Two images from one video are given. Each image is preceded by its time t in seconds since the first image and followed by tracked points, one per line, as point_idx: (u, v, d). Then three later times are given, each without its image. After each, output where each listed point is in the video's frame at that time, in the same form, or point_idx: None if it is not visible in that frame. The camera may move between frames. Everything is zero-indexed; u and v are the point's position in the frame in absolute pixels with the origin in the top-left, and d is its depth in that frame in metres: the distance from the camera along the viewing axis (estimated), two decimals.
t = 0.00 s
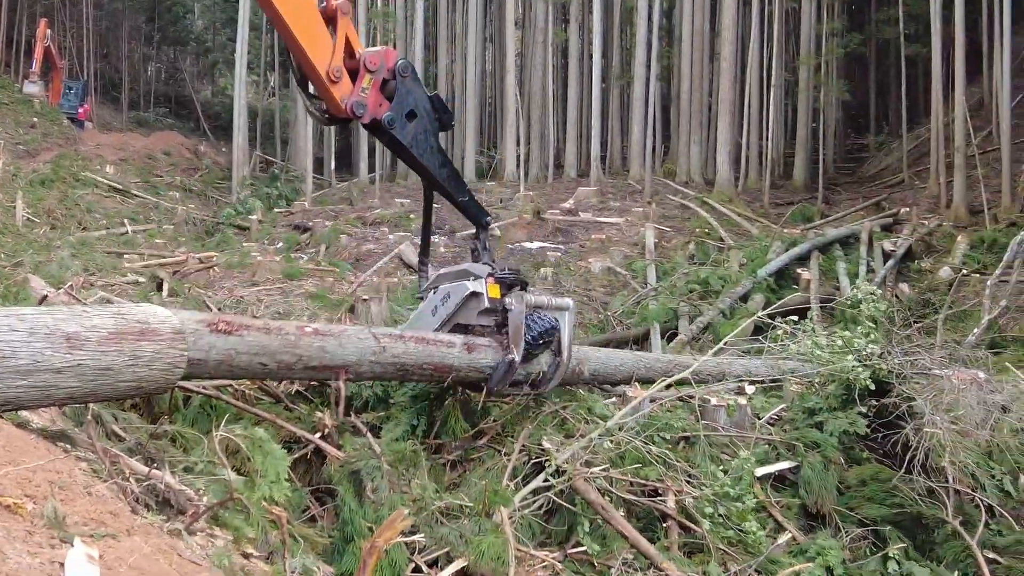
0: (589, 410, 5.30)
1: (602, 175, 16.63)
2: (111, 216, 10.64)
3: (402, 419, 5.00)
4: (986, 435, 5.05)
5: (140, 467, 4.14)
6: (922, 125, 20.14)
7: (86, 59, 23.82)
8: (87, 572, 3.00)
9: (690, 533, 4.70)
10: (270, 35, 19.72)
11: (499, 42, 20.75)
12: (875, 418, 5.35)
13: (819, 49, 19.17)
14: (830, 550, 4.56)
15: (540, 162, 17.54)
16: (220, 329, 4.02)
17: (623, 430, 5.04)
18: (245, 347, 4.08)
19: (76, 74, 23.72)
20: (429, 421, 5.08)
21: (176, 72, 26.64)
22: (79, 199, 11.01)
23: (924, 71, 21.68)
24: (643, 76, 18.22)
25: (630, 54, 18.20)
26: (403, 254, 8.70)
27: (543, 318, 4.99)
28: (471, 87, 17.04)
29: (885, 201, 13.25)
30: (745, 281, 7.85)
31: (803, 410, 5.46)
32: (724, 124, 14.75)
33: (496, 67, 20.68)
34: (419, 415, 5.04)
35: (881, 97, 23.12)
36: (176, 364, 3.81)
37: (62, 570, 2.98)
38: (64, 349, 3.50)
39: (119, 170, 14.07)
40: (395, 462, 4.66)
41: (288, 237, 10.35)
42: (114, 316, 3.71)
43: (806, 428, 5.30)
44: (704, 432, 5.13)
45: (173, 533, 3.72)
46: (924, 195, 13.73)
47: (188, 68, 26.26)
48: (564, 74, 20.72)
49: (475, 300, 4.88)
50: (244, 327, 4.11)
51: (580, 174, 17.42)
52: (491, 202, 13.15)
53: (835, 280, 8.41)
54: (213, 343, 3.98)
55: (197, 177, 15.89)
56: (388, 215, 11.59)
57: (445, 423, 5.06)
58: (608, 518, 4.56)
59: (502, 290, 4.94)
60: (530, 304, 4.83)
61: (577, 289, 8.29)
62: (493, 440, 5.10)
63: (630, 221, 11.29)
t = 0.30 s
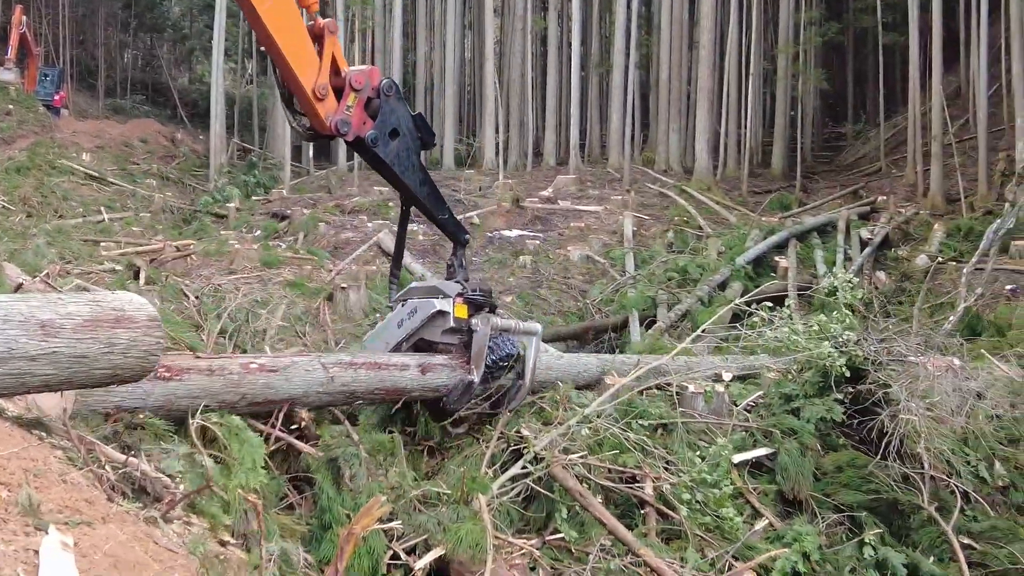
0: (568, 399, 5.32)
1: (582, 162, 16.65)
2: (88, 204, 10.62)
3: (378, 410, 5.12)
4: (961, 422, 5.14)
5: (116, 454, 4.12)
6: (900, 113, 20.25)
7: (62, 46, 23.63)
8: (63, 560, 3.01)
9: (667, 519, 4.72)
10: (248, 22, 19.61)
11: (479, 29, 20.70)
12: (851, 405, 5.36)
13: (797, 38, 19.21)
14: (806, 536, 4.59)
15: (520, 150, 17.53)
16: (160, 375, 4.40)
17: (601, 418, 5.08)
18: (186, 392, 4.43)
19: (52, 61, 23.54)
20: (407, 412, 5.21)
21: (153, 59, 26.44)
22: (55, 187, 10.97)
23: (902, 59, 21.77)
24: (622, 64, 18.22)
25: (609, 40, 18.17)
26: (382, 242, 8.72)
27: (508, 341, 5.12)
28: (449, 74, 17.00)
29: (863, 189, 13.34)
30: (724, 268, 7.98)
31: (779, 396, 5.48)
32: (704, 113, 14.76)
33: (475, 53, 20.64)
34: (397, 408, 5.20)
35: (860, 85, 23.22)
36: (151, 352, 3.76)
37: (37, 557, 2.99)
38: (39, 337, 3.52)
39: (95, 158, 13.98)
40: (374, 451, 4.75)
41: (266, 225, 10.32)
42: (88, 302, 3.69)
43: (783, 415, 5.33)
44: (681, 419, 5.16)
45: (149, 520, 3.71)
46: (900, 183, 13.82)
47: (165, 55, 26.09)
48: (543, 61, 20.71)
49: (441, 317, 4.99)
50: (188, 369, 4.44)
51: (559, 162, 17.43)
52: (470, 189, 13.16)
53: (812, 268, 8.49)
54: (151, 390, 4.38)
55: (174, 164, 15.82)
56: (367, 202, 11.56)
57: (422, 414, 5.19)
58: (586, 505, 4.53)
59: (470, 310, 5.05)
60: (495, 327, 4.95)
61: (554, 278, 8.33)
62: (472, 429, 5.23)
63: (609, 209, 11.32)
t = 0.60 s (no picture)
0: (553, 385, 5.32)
1: (566, 149, 16.66)
2: (70, 190, 10.56)
3: (364, 398, 5.17)
4: (943, 408, 5.18)
5: (99, 441, 4.05)
6: (883, 99, 20.30)
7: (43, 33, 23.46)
8: (47, 549, 2.94)
9: (651, 505, 4.73)
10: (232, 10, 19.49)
11: (463, 16, 20.65)
12: (833, 391, 5.40)
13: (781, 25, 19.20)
14: (789, 522, 4.60)
15: (504, 136, 17.51)
16: (147, 361, 4.33)
17: (585, 405, 5.10)
18: (173, 378, 4.37)
19: (33, 47, 23.36)
20: (391, 403, 5.25)
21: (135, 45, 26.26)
22: (36, 172, 10.90)
23: (886, 47, 21.83)
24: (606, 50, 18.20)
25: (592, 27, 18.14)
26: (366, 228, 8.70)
27: (494, 326, 5.19)
28: (433, 61, 16.96)
29: (847, 176, 13.41)
30: (709, 255, 8.03)
31: (763, 382, 5.53)
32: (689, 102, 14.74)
33: (460, 40, 20.58)
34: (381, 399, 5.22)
35: (845, 72, 23.26)
36: (136, 340, 3.69)
37: (21, 545, 2.91)
38: (21, 323, 3.45)
39: (77, 144, 13.86)
40: (357, 437, 4.75)
41: (249, 211, 10.28)
42: (73, 290, 3.63)
43: (765, 402, 5.36)
44: (666, 406, 5.18)
45: (133, 507, 3.64)
46: (883, 169, 13.86)
47: (148, 42, 25.92)
48: (528, 48, 20.67)
49: (427, 307, 5.04)
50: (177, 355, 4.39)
51: (543, 149, 17.43)
52: (454, 176, 13.15)
53: (796, 255, 8.55)
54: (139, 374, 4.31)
55: (157, 151, 15.73)
56: (350, 189, 11.53)
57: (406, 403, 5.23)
58: (570, 492, 4.52)
59: (456, 297, 5.08)
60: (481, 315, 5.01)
61: (539, 264, 8.32)
62: (458, 414, 5.23)
63: (594, 196, 11.33)
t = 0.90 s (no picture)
0: (543, 378, 5.33)
1: (554, 142, 16.71)
2: (57, 182, 10.54)
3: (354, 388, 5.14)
4: (932, 400, 5.15)
5: (88, 435, 4.05)
6: (872, 91, 20.36)
7: (31, 25, 23.38)
8: (35, 540, 2.90)
9: (640, 497, 4.75)
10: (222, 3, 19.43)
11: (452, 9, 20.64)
12: (822, 384, 5.43)
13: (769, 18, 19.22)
14: (777, 512, 4.61)
15: (492, 128, 17.54)
16: (139, 292, 3.88)
17: (575, 397, 5.10)
18: (166, 313, 3.97)
19: (21, 39, 23.27)
20: (380, 393, 5.15)
21: (124, 38, 26.18)
22: (23, 165, 10.88)
23: (874, 41, 21.90)
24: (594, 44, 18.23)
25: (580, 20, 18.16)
26: (354, 221, 8.69)
27: (487, 294, 5.05)
28: (422, 53, 16.96)
29: (836, 169, 13.46)
30: (698, 248, 8.04)
31: (750, 375, 5.56)
32: (678, 96, 14.76)
33: (449, 33, 20.58)
34: (369, 389, 5.13)
35: (834, 65, 23.30)
36: (124, 332, 3.72)
37: (8, 537, 2.88)
38: (9, 316, 3.35)
39: (64, 136, 13.80)
40: (350, 425, 4.74)
41: (237, 204, 10.28)
42: (59, 281, 3.57)
43: (754, 395, 5.38)
44: (654, 399, 5.21)
45: (121, 500, 3.62)
46: (871, 162, 13.92)
47: (136, 34, 25.84)
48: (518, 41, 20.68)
49: (418, 272, 4.89)
50: (168, 289, 4.02)
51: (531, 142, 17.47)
52: (442, 169, 13.16)
53: (784, 248, 8.59)
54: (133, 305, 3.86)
55: (145, 143, 15.70)
56: (339, 182, 11.53)
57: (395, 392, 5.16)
58: (559, 484, 4.54)
59: (448, 263, 4.94)
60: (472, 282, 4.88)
61: (528, 257, 8.33)
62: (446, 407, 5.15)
63: (582, 188, 11.35)
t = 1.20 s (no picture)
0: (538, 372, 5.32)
1: (547, 136, 16.71)
2: (49, 176, 10.50)
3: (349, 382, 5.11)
4: (924, 394, 5.17)
5: (83, 430, 4.02)
6: (864, 85, 20.40)
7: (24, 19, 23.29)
8: (31, 535, 2.88)
9: (633, 491, 4.77)
10: None
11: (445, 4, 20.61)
12: (815, 377, 5.45)
13: (763, 12, 19.22)
14: (771, 506, 4.61)
15: (485, 122, 17.54)
16: (141, 236, 3.78)
17: (569, 390, 5.10)
18: (167, 259, 3.89)
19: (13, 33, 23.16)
20: (378, 387, 5.13)
21: (116, 32, 26.09)
22: (16, 158, 10.84)
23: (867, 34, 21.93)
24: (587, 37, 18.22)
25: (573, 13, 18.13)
26: (347, 214, 8.66)
27: (487, 256, 5.04)
28: (415, 46, 16.93)
29: (829, 164, 13.50)
30: (691, 241, 8.05)
31: (744, 368, 5.57)
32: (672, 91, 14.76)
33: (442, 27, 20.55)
34: (367, 381, 5.07)
35: (827, 59, 23.33)
36: (119, 327, 3.57)
37: (5, 532, 2.86)
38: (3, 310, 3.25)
39: (57, 130, 13.75)
40: (344, 422, 4.65)
41: (230, 198, 10.26)
42: (53, 275, 3.44)
43: (747, 389, 5.39)
44: (648, 392, 5.22)
45: (116, 494, 3.60)
46: (864, 156, 13.96)
47: (129, 28, 25.75)
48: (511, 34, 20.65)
49: (419, 231, 4.84)
50: (170, 234, 3.92)
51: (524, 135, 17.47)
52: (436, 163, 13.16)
53: (778, 241, 8.61)
54: (133, 249, 3.76)
55: (138, 137, 15.66)
56: (332, 176, 11.51)
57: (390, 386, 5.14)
58: (553, 478, 4.56)
59: (449, 223, 4.91)
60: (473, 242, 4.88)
61: (521, 250, 8.32)
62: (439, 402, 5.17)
63: (576, 181, 11.34)
